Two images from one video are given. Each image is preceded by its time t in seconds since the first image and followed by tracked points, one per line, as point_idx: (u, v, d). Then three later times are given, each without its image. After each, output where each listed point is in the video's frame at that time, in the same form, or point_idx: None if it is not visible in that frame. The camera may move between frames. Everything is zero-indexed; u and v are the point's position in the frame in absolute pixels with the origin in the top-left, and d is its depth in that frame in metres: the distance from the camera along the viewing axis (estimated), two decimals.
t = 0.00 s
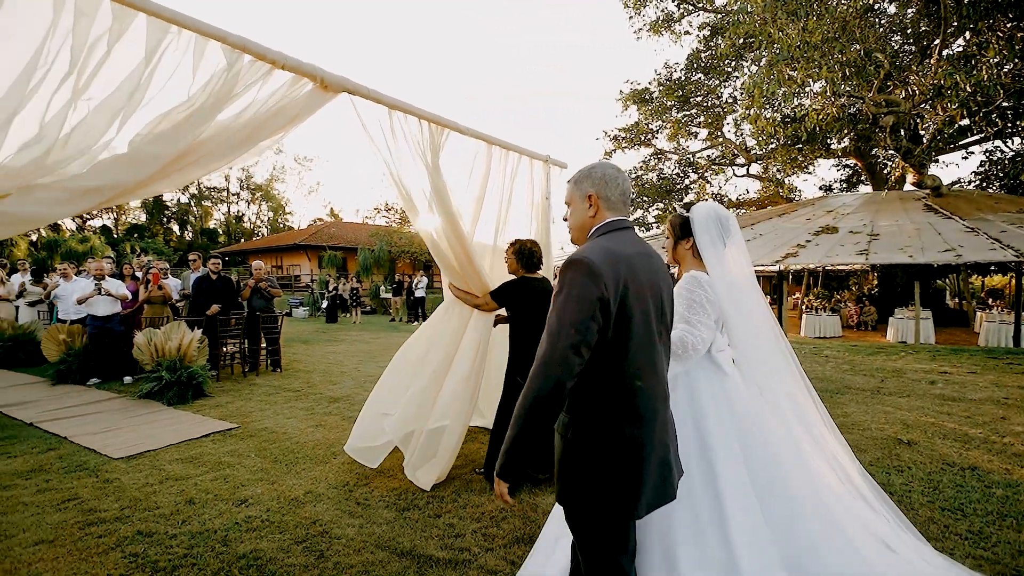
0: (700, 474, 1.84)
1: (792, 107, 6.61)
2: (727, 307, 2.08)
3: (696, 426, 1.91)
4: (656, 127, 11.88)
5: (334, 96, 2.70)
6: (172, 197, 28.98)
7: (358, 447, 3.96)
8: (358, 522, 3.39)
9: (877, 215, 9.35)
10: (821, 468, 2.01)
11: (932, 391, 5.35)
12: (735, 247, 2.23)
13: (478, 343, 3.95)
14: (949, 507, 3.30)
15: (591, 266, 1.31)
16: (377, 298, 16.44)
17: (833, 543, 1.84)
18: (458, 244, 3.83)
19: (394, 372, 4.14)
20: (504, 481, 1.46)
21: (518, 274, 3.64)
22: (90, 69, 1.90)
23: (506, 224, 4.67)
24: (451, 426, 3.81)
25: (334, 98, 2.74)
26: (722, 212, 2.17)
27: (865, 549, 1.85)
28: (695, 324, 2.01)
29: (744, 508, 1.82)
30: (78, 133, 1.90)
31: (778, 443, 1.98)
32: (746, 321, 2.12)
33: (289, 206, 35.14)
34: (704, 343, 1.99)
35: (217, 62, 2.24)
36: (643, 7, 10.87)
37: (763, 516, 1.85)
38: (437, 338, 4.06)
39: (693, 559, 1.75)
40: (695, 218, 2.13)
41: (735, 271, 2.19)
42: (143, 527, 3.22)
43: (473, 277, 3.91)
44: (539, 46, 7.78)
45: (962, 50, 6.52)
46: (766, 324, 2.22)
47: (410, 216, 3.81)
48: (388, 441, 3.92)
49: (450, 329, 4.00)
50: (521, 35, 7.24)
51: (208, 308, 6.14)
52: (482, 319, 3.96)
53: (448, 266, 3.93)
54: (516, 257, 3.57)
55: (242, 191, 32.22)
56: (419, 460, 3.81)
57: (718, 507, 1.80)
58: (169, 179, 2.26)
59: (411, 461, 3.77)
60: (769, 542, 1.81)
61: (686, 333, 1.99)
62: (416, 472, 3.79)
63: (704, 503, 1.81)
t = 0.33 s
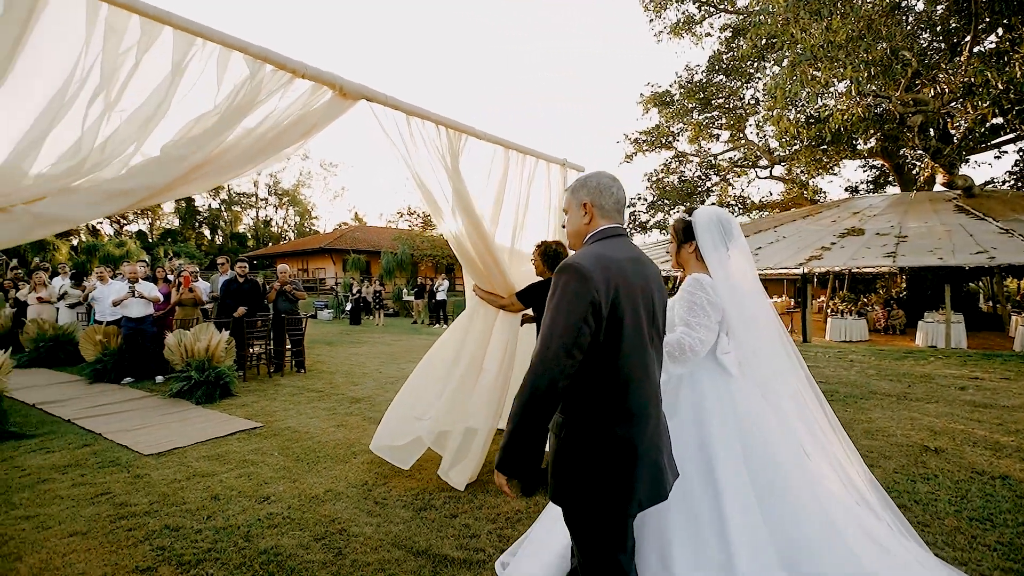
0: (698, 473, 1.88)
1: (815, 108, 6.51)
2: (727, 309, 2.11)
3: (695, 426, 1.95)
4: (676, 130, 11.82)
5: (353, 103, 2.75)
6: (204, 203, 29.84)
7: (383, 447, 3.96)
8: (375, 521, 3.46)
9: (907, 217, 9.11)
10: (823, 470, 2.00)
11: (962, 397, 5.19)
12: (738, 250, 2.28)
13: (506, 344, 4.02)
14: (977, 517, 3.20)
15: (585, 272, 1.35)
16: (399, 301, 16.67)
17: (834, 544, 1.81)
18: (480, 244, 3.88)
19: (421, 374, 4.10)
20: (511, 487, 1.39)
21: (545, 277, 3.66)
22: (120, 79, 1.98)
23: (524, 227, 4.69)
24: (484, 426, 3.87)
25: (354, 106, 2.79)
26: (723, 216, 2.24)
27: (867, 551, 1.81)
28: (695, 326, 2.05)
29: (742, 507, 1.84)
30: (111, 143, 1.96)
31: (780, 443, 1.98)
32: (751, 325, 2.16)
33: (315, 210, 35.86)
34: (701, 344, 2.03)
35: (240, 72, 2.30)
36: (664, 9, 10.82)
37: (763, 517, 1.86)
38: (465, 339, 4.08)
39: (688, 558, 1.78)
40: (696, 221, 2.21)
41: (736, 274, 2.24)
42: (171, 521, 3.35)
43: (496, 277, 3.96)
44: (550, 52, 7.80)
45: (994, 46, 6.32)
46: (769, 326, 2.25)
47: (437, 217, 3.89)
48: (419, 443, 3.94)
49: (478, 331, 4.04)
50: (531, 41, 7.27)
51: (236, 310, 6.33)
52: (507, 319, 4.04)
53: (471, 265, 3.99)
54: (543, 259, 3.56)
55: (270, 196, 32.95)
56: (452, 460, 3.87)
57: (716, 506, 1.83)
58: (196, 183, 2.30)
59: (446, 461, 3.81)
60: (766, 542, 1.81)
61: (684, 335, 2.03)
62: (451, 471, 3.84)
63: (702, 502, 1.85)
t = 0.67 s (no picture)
0: (698, 473, 1.92)
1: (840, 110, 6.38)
2: (727, 315, 2.12)
3: (695, 425, 2.00)
4: (698, 133, 11.74)
5: (372, 111, 2.81)
6: (233, 209, 30.61)
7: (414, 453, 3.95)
8: (393, 521, 3.52)
9: (937, 219, 8.88)
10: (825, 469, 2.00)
11: (993, 405, 5.04)
12: (739, 255, 2.31)
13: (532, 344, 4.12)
14: (1005, 529, 3.11)
15: (577, 278, 1.45)
16: (421, 305, 16.85)
17: (833, 544, 1.79)
18: (500, 249, 3.96)
19: (446, 381, 4.13)
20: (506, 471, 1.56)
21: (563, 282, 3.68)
22: (149, 90, 2.07)
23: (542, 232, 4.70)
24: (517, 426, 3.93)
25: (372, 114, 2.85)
26: (724, 221, 2.28)
27: (868, 553, 1.79)
28: (691, 331, 2.05)
29: (741, 505, 1.86)
30: (140, 153, 2.05)
31: (781, 443, 1.99)
32: (755, 328, 2.19)
33: (340, 216, 36.47)
34: (697, 349, 2.03)
35: (262, 83, 2.39)
36: (685, 13, 10.76)
37: (765, 516, 1.86)
38: (490, 343, 4.15)
39: (688, 556, 1.80)
40: (696, 227, 2.26)
41: (738, 280, 2.26)
42: (197, 518, 3.47)
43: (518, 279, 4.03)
44: (566, 60, 7.84)
45: None
46: (773, 330, 2.28)
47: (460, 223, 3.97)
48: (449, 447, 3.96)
49: (504, 334, 4.12)
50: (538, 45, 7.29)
51: (261, 313, 6.50)
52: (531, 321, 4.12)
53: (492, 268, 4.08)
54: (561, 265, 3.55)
55: (296, 203, 33.60)
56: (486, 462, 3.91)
57: (716, 505, 1.86)
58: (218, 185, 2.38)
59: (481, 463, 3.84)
60: (767, 541, 1.82)
61: (680, 340, 2.04)
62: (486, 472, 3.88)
63: (700, 499, 1.88)
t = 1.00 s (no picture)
0: (698, 476, 1.94)
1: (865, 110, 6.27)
2: (726, 320, 2.18)
3: (694, 427, 2.04)
4: (719, 136, 11.65)
5: (391, 118, 2.87)
6: (261, 215, 31.38)
7: (439, 454, 4.00)
8: (411, 521, 3.58)
9: (969, 220, 8.63)
10: (827, 471, 2.01)
11: None
12: (738, 261, 2.37)
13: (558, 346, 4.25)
14: None
15: (574, 278, 1.59)
16: (442, 308, 17.01)
17: (834, 543, 1.79)
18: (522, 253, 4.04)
19: (471, 382, 4.17)
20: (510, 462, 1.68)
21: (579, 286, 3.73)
22: (178, 100, 2.17)
23: (558, 237, 4.73)
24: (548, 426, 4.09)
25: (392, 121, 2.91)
26: (721, 226, 2.34)
27: (871, 553, 1.78)
28: (687, 337, 2.11)
29: (740, 506, 1.87)
30: (168, 160, 2.12)
31: (781, 445, 2.01)
32: (756, 333, 2.23)
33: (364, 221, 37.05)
34: (692, 354, 2.09)
35: (285, 92, 2.48)
36: (705, 16, 10.69)
37: (767, 516, 1.86)
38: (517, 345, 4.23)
39: (689, 557, 1.81)
40: (695, 233, 2.33)
41: (737, 285, 2.31)
42: (222, 514, 3.58)
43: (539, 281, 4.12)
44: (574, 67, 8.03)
45: None
46: (774, 335, 2.31)
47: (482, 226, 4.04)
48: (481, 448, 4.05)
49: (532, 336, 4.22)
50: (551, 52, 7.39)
51: (286, 316, 6.67)
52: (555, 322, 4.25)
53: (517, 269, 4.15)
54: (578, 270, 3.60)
55: (321, 208, 34.16)
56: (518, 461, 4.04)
57: (715, 506, 1.88)
58: (242, 188, 2.41)
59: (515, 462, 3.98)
60: (770, 541, 1.82)
61: (675, 346, 2.10)
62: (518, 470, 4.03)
63: (699, 500, 1.90)
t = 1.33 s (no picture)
0: (694, 478, 1.95)
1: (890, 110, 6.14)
2: (723, 323, 2.23)
3: (689, 431, 2.06)
4: (740, 138, 11.53)
5: (408, 124, 2.95)
6: (287, 220, 32.04)
7: (462, 453, 4.07)
8: (428, 519, 3.63)
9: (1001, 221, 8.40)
10: (825, 470, 2.01)
11: None
12: (736, 265, 2.41)
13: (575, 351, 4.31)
14: None
15: (578, 278, 1.63)
16: (461, 310, 17.15)
17: (834, 543, 1.78)
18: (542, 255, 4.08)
19: (493, 383, 4.22)
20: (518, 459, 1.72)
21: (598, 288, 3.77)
22: (203, 110, 2.27)
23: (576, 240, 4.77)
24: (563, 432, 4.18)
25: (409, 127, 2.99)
26: (718, 231, 2.39)
27: (873, 551, 1.77)
28: (681, 341, 2.16)
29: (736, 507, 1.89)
30: (193, 166, 2.21)
31: (778, 445, 2.02)
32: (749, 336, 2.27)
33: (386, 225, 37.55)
34: (688, 359, 2.13)
35: (305, 101, 2.57)
36: (725, 17, 10.60)
37: (765, 516, 1.87)
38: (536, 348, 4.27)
39: (688, 559, 1.82)
40: (690, 238, 2.36)
41: (732, 288, 2.36)
42: (246, 509, 3.69)
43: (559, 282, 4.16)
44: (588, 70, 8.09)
45: None
46: (768, 335, 2.34)
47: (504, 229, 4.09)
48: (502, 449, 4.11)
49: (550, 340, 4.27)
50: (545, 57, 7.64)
51: (309, 319, 6.83)
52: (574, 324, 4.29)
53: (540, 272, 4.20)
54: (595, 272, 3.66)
55: (343, 213, 34.67)
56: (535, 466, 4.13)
57: (713, 508, 1.88)
58: (265, 191, 2.50)
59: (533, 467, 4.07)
60: (770, 541, 1.82)
61: (670, 350, 2.14)
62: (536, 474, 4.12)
63: (697, 502, 1.91)
